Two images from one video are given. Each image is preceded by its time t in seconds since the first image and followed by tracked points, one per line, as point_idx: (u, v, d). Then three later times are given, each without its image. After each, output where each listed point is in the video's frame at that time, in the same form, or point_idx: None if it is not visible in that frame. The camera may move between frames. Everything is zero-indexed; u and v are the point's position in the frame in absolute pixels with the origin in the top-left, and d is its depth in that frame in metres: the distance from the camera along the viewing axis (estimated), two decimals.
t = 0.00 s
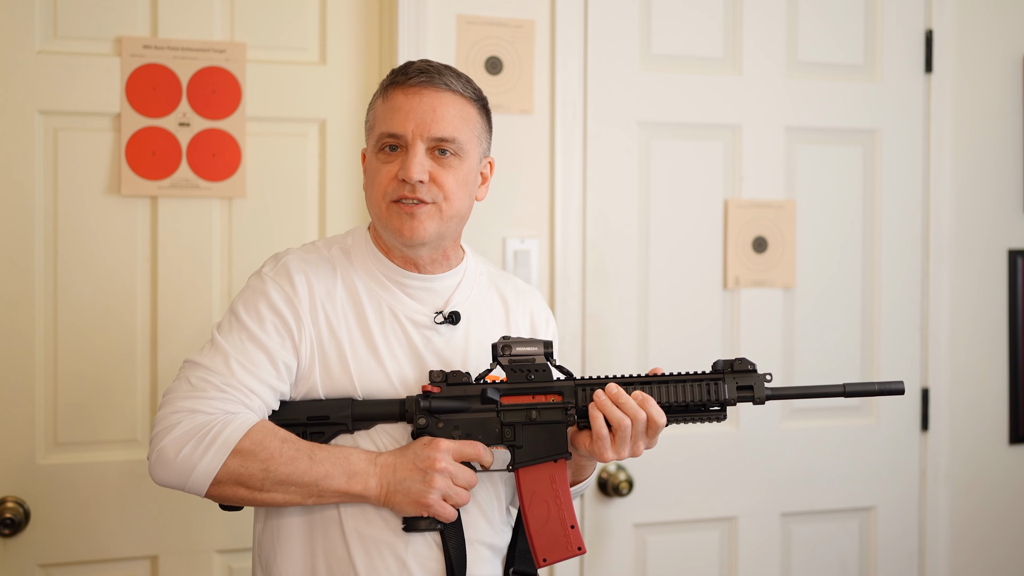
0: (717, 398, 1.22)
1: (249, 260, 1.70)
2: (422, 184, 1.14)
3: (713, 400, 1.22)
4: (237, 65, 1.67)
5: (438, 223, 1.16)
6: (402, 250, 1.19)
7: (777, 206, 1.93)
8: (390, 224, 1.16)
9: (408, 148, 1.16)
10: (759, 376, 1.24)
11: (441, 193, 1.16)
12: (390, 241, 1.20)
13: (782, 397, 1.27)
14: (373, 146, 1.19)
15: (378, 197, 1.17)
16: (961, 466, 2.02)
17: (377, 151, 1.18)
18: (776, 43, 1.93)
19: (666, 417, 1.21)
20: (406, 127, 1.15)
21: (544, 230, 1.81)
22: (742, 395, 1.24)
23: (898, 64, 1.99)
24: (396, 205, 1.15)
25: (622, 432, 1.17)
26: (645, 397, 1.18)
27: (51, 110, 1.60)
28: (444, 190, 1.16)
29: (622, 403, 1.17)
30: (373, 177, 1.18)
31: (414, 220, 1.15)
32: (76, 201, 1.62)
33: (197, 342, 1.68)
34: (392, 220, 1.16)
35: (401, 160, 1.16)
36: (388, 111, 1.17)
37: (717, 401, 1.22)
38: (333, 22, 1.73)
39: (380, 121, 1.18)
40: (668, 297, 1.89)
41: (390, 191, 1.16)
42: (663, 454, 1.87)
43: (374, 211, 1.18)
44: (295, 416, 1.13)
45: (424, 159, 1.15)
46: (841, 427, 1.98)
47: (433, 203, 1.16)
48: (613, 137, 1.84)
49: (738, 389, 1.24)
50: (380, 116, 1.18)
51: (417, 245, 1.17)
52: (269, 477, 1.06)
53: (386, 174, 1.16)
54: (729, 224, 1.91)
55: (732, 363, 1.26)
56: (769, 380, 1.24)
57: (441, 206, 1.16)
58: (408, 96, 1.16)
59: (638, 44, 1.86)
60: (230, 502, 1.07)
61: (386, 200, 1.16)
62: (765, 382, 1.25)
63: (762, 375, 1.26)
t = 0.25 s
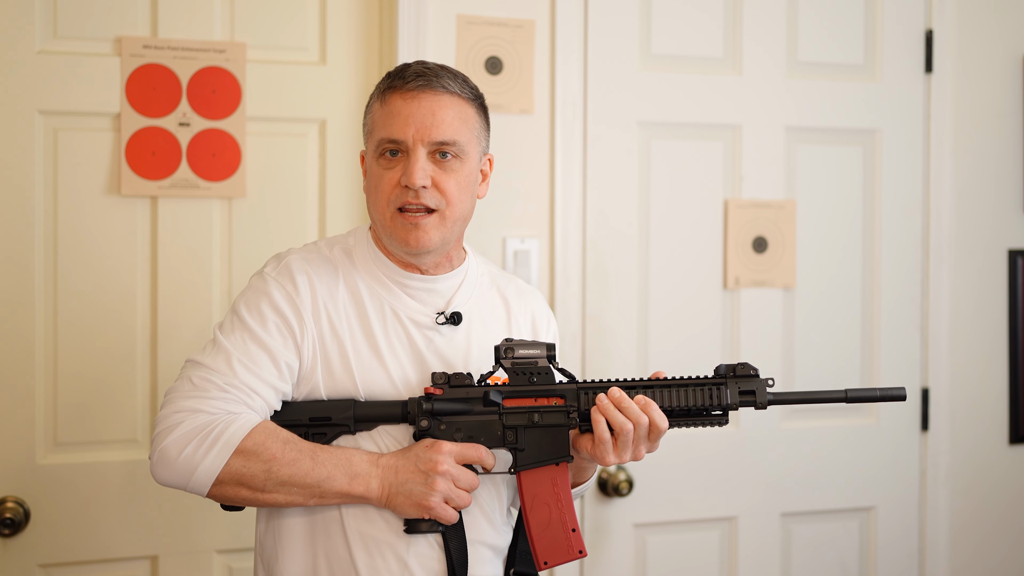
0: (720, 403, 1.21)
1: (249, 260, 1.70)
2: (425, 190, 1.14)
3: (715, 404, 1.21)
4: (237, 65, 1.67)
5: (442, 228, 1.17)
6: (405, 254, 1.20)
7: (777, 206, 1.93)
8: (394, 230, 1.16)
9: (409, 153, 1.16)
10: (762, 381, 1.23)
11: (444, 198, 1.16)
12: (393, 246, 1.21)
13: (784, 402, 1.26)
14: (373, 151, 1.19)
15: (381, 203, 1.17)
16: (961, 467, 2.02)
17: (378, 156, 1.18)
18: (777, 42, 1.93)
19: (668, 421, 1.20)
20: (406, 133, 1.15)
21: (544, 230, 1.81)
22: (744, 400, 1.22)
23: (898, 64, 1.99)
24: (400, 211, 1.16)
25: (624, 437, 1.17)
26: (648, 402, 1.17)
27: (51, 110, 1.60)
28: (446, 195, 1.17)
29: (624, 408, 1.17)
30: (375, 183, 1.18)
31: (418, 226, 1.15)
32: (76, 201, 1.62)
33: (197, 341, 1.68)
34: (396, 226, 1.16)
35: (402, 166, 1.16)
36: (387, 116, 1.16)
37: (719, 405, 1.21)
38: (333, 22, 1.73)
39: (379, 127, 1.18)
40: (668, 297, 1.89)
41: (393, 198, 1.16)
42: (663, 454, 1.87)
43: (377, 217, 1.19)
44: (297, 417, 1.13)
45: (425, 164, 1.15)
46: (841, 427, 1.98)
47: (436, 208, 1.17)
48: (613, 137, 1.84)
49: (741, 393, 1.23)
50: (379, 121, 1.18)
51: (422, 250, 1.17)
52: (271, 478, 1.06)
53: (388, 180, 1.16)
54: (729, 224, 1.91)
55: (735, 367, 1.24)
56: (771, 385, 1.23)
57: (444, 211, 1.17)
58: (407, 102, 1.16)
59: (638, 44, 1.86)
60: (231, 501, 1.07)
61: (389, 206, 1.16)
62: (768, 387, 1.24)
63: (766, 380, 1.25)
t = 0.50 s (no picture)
0: (721, 405, 1.21)
1: (249, 260, 1.70)
2: (423, 202, 1.14)
3: (716, 406, 1.21)
4: (237, 65, 1.67)
5: (440, 237, 1.17)
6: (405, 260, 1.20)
7: (777, 206, 1.93)
8: (394, 240, 1.17)
9: (407, 165, 1.15)
10: (763, 383, 1.23)
11: (442, 208, 1.16)
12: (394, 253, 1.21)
13: (785, 404, 1.26)
14: (371, 160, 1.18)
15: (380, 213, 1.17)
16: (961, 467, 2.02)
17: (376, 166, 1.17)
18: (777, 42, 1.93)
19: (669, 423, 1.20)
20: (403, 145, 1.14)
21: (544, 230, 1.81)
22: (745, 402, 1.22)
23: (898, 64, 1.99)
24: (399, 222, 1.16)
25: (625, 438, 1.17)
26: (649, 403, 1.17)
27: (51, 110, 1.60)
28: (445, 204, 1.16)
29: (624, 408, 1.17)
30: (374, 192, 1.18)
31: (417, 236, 1.16)
32: (76, 201, 1.62)
33: (197, 341, 1.68)
34: (395, 237, 1.16)
35: (400, 176, 1.15)
36: (383, 126, 1.15)
37: (721, 408, 1.21)
38: (333, 22, 1.73)
39: (377, 137, 1.16)
40: (668, 297, 1.89)
41: (392, 209, 1.16)
42: (663, 454, 1.87)
43: (377, 224, 1.19)
44: (298, 418, 1.13)
45: (423, 175, 1.14)
46: (841, 427, 1.98)
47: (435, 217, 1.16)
48: (613, 137, 1.84)
49: (742, 396, 1.22)
50: (376, 130, 1.17)
51: (421, 259, 1.18)
52: (272, 477, 1.06)
53: (387, 190, 1.16)
54: (729, 224, 1.91)
55: (736, 369, 1.24)
56: (772, 388, 1.23)
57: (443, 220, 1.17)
58: (405, 113, 1.14)
59: (638, 44, 1.86)
60: (232, 500, 1.07)
61: (388, 216, 1.17)
62: (769, 389, 1.24)
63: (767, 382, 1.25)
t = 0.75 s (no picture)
0: (721, 408, 1.21)
1: (249, 260, 1.70)
2: (421, 201, 1.14)
3: (716, 409, 1.21)
4: (237, 65, 1.67)
5: (439, 237, 1.17)
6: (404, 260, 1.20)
7: (777, 206, 1.93)
8: (392, 239, 1.17)
9: (406, 164, 1.15)
10: (763, 386, 1.23)
11: (441, 207, 1.16)
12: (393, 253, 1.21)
13: (785, 407, 1.25)
14: (370, 159, 1.18)
15: (380, 213, 1.17)
16: (961, 467, 2.02)
17: (376, 165, 1.17)
18: (777, 42, 1.93)
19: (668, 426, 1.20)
20: (402, 144, 1.14)
21: (544, 230, 1.81)
22: (745, 405, 1.22)
23: (898, 64, 1.99)
24: (398, 221, 1.16)
25: (624, 441, 1.17)
26: (649, 406, 1.18)
27: (51, 110, 1.60)
28: (444, 204, 1.16)
29: (624, 411, 1.17)
30: (373, 192, 1.18)
31: (415, 236, 1.16)
32: (77, 201, 1.62)
33: (197, 341, 1.68)
34: (393, 236, 1.16)
35: (399, 176, 1.15)
36: (383, 125, 1.15)
37: (721, 410, 1.21)
38: (333, 22, 1.73)
39: (376, 135, 1.17)
40: (668, 297, 1.89)
41: (390, 208, 1.16)
42: (663, 454, 1.87)
43: (376, 224, 1.19)
44: (298, 420, 1.13)
45: (422, 174, 1.14)
46: (841, 427, 1.97)
47: (434, 217, 1.17)
48: (613, 137, 1.84)
49: (742, 399, 1.22)
50: (376, 128, 1.17)
51: (420, 259, 1.18)
52: (272, 480, 1.06)
53: (386, 190, 1.16)
54: (729, 224, 1.91)
55: (735, 372, 1.25)
56: (772, 391, 1.23)
57: (441, 220, 1.17)
58: (404, 111, 1.14)
59: (638, 44, 1.86)
60: (232, 503, 1.07)
61: (387, 216, 1.17)
62: (769, 393, 1.24)
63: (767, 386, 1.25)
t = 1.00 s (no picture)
0: (720, 408, 1.21)
1: (249, 260, 1.70)
2: (424, 201, 1.14)
3: (716, 410, 1.21)
4: (237, 65, 1.67)
5: (440, 237, 1.17)
6: (404, 260, 1.20)
7: (777, 206, 1.93)
8: (394, 239, 1.17)
9: (409, 164, 1.15)
10: (762, 388, 1.23)
11: (443, 208, 1.16)
12: (393, 253, 1.21)
13: (785, 409, 1.25)
14: (372, 158, 1.18)
15: (382, 212, 1.17)
16: (961, 467, 2.02)
17: (377, 164, 1.17)
18: (777, 42, 1.93)
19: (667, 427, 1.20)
20: (406, 144, 1.14)
21: (544, 230, 1.80)
22: (745, 406, 1.22)
23: (898, 64, 1.99)
24: (400, 221, 1.16)
25: (623, 441, 1.17)
26: (648, 406, 1.18)
27: (52, 110, 1.60)
28: (446, 204, 1.16)
29: (623, 411, 1.17)
30: (375, 192, 1.17)
31: (417, 235, 1.16)
32: (77, 201, 1.62)
33: (197, 341, 1.67)
34: (395, 236, 1.16)
35: (402, 175, 1.15)
36: (386, 124, 1.15)
37: (720, 411, 1.21)
38: (333, 22, 1.73)
39: (378, 135, 1.16)
40: (668, 298, 1.89)
41: (393, 208, 1.15)
42: (663, 454, 1.87)
43: (377, 223, 1.19)
44: (297, 420, 1.13)
45: (425, 174, 1.14)
46: (841, 427, 1.97)
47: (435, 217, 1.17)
48: (613, 137, 1.84)
49: (741, 400, 1.22)
50: (378, 127, 1.16)
51: (420, 259, 1.18)
52: (271, 480, 1.06)
53: (388, 190, 1.16)
54: (729, 224, 1.91)
55: (735, 374, 1.24)
56: (772, 392, 1.23)
57: (443, 220, 1.17)
58: (407, 111, 1.14)
59: (638, 44, 1.86)
60: (231, 503, 1.07)
61: (389, 215, 1.16)
62: (769, 394, 1.23)
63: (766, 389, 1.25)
